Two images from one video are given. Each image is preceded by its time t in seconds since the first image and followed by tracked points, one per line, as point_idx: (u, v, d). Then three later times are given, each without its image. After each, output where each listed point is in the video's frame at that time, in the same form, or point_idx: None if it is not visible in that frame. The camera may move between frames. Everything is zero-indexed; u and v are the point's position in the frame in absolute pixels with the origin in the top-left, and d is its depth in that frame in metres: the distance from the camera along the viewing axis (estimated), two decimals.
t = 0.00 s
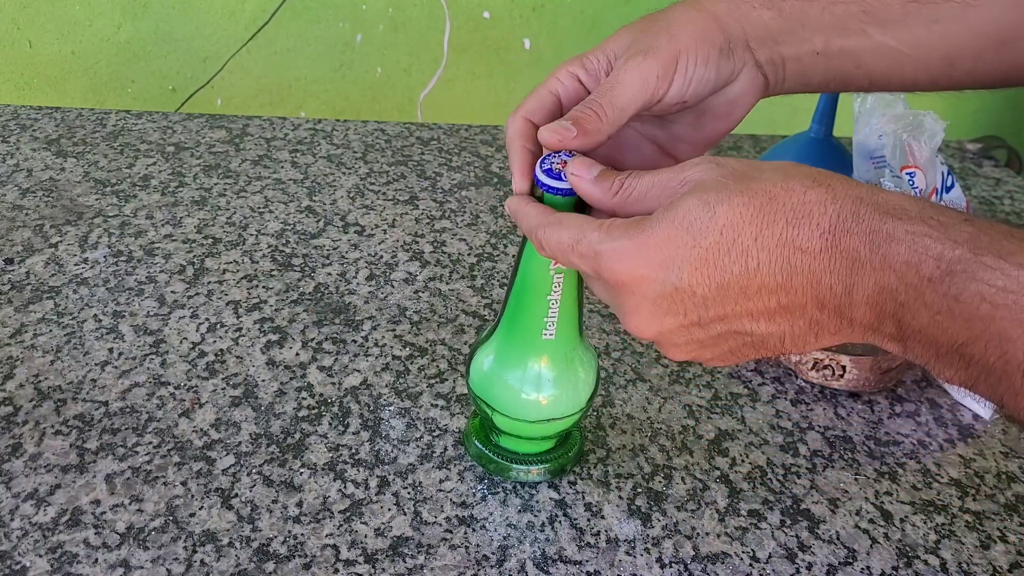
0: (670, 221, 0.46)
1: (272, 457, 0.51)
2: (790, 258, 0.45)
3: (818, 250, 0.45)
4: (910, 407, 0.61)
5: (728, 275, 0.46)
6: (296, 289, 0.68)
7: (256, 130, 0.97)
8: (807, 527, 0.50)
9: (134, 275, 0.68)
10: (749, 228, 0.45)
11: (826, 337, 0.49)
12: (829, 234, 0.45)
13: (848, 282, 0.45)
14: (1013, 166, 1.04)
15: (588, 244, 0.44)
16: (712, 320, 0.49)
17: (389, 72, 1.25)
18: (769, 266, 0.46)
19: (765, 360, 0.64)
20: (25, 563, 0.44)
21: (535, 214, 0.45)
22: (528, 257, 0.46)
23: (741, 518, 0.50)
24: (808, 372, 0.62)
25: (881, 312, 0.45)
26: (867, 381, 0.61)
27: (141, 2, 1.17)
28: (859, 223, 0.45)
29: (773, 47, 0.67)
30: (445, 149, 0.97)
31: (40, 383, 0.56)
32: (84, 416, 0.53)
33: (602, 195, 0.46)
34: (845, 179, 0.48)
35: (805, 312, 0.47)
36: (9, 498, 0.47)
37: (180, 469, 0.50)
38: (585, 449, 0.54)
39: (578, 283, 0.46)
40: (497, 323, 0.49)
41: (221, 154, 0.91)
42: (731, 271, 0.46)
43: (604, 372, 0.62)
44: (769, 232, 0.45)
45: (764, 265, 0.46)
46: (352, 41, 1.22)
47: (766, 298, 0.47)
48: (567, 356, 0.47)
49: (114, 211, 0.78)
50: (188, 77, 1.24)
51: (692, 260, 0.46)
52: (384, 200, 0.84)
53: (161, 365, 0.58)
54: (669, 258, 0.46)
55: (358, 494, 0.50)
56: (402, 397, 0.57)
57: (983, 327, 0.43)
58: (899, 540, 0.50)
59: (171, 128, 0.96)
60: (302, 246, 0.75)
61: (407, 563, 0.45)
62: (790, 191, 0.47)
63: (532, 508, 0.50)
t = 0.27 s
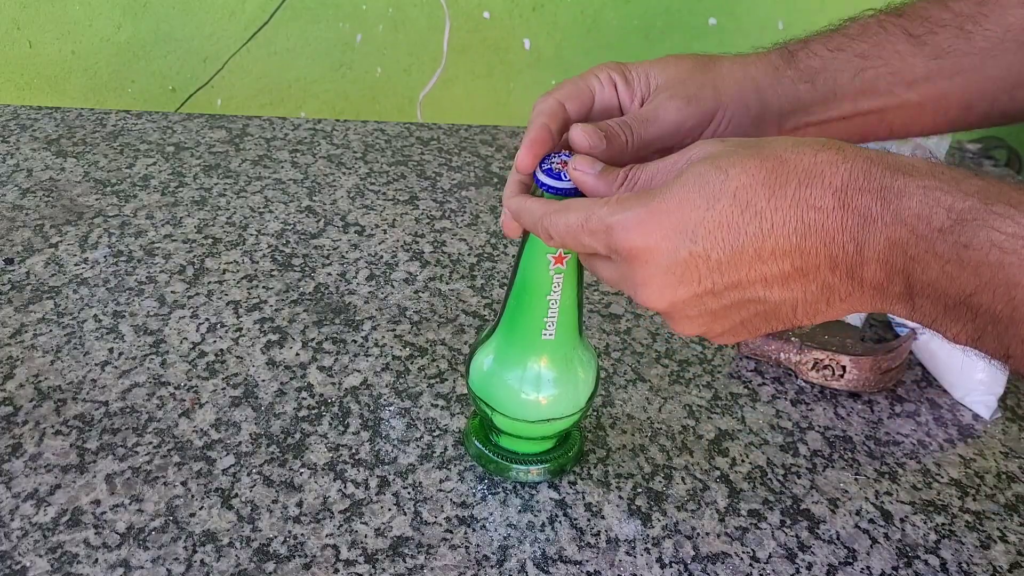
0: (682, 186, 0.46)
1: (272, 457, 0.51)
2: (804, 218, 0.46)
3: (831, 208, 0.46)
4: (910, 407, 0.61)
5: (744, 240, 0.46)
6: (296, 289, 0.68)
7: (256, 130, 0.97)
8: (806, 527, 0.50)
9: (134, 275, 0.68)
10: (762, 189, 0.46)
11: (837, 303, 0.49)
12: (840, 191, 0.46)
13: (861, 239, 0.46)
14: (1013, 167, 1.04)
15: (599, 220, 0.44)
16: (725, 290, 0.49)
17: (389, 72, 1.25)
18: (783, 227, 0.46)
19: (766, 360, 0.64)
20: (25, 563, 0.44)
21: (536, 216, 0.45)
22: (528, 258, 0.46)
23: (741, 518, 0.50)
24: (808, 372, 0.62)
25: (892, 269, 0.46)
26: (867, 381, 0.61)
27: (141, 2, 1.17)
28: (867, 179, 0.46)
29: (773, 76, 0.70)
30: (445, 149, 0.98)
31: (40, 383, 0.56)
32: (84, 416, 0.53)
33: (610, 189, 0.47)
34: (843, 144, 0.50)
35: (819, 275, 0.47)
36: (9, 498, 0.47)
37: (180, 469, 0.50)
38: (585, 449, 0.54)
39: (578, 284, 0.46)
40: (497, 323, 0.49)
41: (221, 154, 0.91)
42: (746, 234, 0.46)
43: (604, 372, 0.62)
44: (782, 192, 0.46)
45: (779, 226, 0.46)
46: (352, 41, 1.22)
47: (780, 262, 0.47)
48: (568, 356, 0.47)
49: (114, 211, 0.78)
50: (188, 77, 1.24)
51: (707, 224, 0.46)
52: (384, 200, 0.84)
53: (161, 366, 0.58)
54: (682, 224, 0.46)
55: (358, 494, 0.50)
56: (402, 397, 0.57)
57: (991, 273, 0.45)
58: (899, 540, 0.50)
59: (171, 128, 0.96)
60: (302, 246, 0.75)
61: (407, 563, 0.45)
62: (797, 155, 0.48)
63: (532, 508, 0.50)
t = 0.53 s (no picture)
0: (684, 180, 0.47)
1: (273, 458, 0.51)
2: (802, 211, 0.47)
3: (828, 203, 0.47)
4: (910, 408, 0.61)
5: (742, 233, 0.47)
6: (297, 289, 0.68)
7: (256, 130, 0.97)
8: (807, 528, 0.50)
9: (134, 275, 0.68)
10: (761, 183, 0.47)
11: (829, 299, 0.49)
12: (837, 188, 0.47)
13: (855, 233, 0.46)
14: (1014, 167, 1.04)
15: (604, 209, 0.44)
16: (721, 285, 0.49)
17: (389, 72, 1.25)
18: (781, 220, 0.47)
19: (766, 361, 0.64)
20: (25, 564, 0.44)
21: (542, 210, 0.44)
22: (528, 259, 0.46)
23: (741, 519, 0.50)
24: (808, 373, 0.62)
25: (883, 262, 0.47)
26: (867, 381, 0.61)
27: (141, 2, 1.17)
28: (864, 178, 0.48)
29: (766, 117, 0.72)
30: (445, 149, 0.97)
31: (41, 383, 0.56)
32: (84, 416, 0.53)
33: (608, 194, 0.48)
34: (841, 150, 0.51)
35: (814, 270, 0.48)
36: (9, 498, 0.47)
37: (180, 470, 0.50)
38: (585, 449, 0.54)
39: (579, 285, 0.46)
40: (497, 323, 0.49)
41: (221, 154, 0.91)
42: (744, 227, 0.47)
43: (604, 373, 0.62)
44: (781, 187, 0.47)
45: (776, 219, 0.47)
46: (352, 41, 1.22)
47: (776, 256, 0.47)
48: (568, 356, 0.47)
49: (114, 211, 0.78)
50: (188, 76, 1.24)
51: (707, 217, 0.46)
52: (384, 200, 0.84)
53: (161, 366, 0.58)
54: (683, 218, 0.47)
55: (358, 495, 0.50)
56: (402, 397, 0.57)
57: (974, 267, 0.45)
58: (899, 540, 0.50)
59: (171, 128, 0.96)
60: (301, 246, 0.75)
61: (407, 564, 0.45)
62: (797, 152, 0.49)
63: (532, 509, 0.50)
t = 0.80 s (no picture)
0: (672, 197, 0.47)
1: (272, 457, 0.51)
2: (790, 226, 0.47)
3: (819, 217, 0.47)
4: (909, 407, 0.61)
5: (732, 249, 0.47)
6: (296, 289, 0.68)
7: (256, 130, 0.98)
8: (806, 527, 0.50)
9: (134, 275, 0.68)
10: (750, 199, 0.47)
11: (829, 308, 0.50)
12: (828, 200, 0.47)
13: (848, 248, 0.46)
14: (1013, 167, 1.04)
15: (593, 227, 0.44)
16: (717, 296, 0.50)
17: (389, 72, 1.25)
18: (771, 236, 0.47)
19: (765, 360, 0.64)
20: (25, 563, 0.44)
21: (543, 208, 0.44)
22: (528, 258, 0.46)
23: (741, 518, 0.50)
24: (808, 372, 0.62)
25: (881, 274, 0.46)
26: (867, 380, 0.61)
27: (141, 2, 1.17)
28: (857, 189, 0.47)
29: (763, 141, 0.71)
30: (444, 149, 0.98)
31: (40, 383, 0.56)
32: (84, 416, 0.53)
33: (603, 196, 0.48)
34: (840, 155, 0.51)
35: (809, 283, 0.48)
36: (9, 498, 0.47)
37: (180, 469, 0.50)
38: (585, 449, 0.54)
39: (577, 284, 0.46)
40: (496, 323, 0.49)
41: (221, 154, 0.91)
42: (734, 243, 0.47)
43: (604, 372, 0.62)
44: (770, 202, 0.47)
45: (766, 235, 0.47)
46: (352, 41, 1.22)
47: (767, 270, 0.48)
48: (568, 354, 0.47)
49: (114, 211, 0.78)
50: (188, 77, 1.24)
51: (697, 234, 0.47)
52: (384, 200, 0.85)
53: (161, 365, 0.58)
54: (674, 235, 0.47)
55: (358, 494, 0.50)
56: (402, 397, 0.57)
57: (980, 276, 0.45)
58: (899, 539, 0.50)
59: (171, 128, 0.96)
60: (301, 245, 0.75)
61: (406, 563, 0.45)
62: (787, 162, 0.49)
63: (532, 508, 0.50)
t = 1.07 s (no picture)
0: (658, 207, 0.47)
1: (272, 457, 0.51)
2: (776, 232, 0.46)
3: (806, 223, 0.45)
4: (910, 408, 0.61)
5: (722, 254, 0.47)
6: (296, 289, 0.68)
7: (256, 130, 0.97)
8: (806, 527, 0.50)
9: (134, 275, 0.68)
10: (734, 206, 0.46)
11: (823, 309, 0.49)
12: (815, 207, 0.45)
13: (838, 253, 0.45)
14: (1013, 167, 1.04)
15: (586, 239, 0.44)
16: (711, 301, 0.49)
17: (389, 72, 1.25)
18: (758, 244, 0.46)
19: (765, 360, 0.64)
20: (25, 563, 0.44)
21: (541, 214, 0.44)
22: (528, 258, 0.46)
23: (740, 518, 0.50)
24: (808, 373, 0.62)
25: (873, 276, 0.45)
26: (867, 381, 0.61)
27: (141, 2, 1.17)
28: (844, 195, 0.46)
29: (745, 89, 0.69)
30: (444, 149, 0.98)
31: (40, 383, 0.56)
32: (84, 416, 0.53)
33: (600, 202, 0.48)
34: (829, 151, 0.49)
35: (801, 287, 0.47)
36: (9, 498, 0.47)
37: (180, 469, 0.50)
38: (585, 449, 0.54)
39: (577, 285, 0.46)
40: (496, 323, 0.49)
41: (221, 154, 0.91)
42: (722, 251, 0.47)
43: (604, 372, 0.62)
44: (755, 210, 0.46)
45: (752, 241, 0.46)
46: (352, 41, 1.22)
47: (759, 278, 0.47)
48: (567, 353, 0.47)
49: (114, 211, 0.78)
50: (188, 77, 1.24)
51: (683, 243, 0.47)
52: (384, 200, 0.85)
53: (161, 366, 0.58)
54: (661, 244, 0.47)
55: (358, 495, 0.50)
56: (402, 397, 0.57)
57: (972, 278, 0.43)
58: (898, 540, 0.50)
59: (171, 128, 0.96)
60: (301, 246, 0.75)
61: (406, 564, 0.45)
62: (772, 166, 0.47)
63: (532, 508, 0.50)
